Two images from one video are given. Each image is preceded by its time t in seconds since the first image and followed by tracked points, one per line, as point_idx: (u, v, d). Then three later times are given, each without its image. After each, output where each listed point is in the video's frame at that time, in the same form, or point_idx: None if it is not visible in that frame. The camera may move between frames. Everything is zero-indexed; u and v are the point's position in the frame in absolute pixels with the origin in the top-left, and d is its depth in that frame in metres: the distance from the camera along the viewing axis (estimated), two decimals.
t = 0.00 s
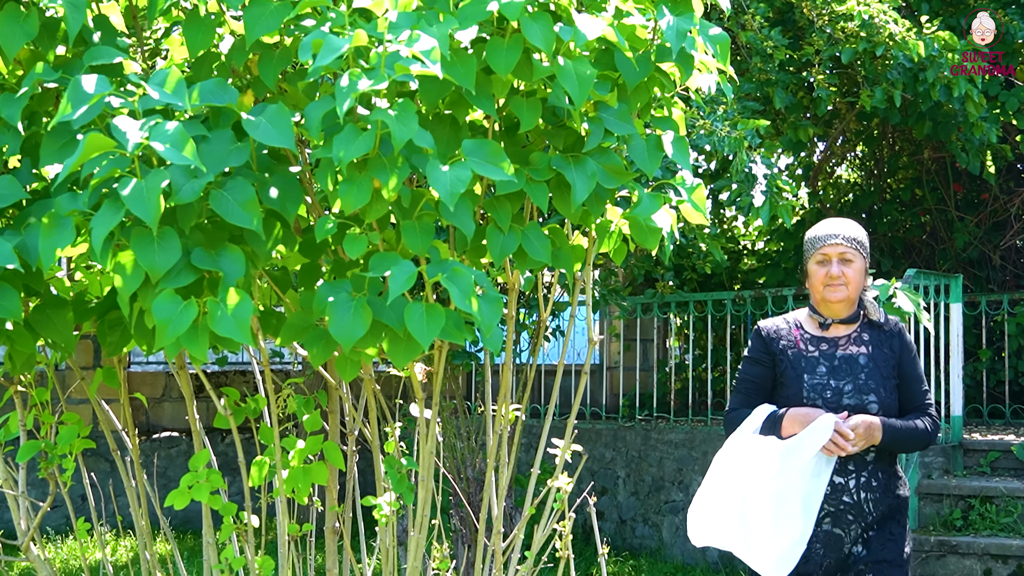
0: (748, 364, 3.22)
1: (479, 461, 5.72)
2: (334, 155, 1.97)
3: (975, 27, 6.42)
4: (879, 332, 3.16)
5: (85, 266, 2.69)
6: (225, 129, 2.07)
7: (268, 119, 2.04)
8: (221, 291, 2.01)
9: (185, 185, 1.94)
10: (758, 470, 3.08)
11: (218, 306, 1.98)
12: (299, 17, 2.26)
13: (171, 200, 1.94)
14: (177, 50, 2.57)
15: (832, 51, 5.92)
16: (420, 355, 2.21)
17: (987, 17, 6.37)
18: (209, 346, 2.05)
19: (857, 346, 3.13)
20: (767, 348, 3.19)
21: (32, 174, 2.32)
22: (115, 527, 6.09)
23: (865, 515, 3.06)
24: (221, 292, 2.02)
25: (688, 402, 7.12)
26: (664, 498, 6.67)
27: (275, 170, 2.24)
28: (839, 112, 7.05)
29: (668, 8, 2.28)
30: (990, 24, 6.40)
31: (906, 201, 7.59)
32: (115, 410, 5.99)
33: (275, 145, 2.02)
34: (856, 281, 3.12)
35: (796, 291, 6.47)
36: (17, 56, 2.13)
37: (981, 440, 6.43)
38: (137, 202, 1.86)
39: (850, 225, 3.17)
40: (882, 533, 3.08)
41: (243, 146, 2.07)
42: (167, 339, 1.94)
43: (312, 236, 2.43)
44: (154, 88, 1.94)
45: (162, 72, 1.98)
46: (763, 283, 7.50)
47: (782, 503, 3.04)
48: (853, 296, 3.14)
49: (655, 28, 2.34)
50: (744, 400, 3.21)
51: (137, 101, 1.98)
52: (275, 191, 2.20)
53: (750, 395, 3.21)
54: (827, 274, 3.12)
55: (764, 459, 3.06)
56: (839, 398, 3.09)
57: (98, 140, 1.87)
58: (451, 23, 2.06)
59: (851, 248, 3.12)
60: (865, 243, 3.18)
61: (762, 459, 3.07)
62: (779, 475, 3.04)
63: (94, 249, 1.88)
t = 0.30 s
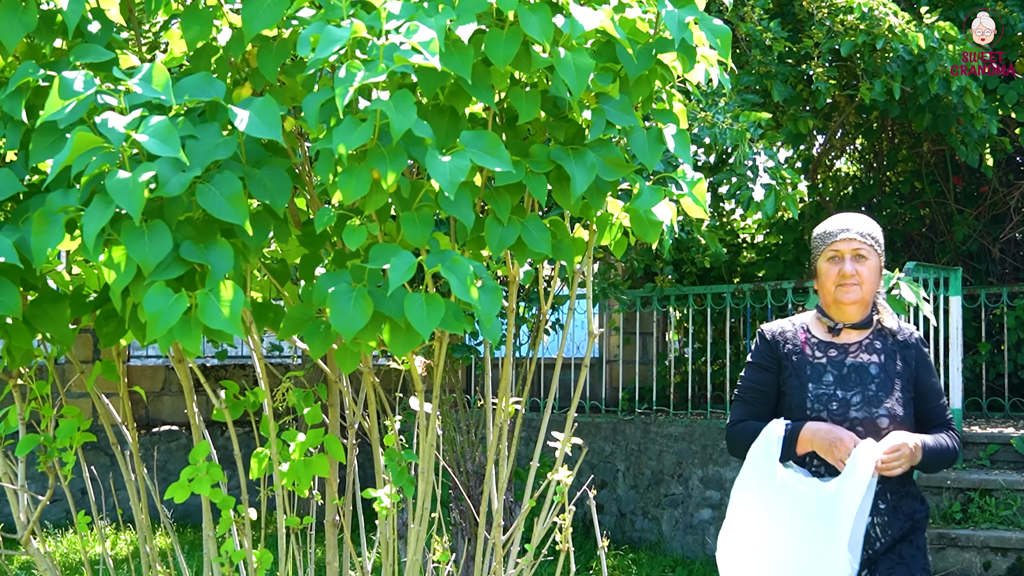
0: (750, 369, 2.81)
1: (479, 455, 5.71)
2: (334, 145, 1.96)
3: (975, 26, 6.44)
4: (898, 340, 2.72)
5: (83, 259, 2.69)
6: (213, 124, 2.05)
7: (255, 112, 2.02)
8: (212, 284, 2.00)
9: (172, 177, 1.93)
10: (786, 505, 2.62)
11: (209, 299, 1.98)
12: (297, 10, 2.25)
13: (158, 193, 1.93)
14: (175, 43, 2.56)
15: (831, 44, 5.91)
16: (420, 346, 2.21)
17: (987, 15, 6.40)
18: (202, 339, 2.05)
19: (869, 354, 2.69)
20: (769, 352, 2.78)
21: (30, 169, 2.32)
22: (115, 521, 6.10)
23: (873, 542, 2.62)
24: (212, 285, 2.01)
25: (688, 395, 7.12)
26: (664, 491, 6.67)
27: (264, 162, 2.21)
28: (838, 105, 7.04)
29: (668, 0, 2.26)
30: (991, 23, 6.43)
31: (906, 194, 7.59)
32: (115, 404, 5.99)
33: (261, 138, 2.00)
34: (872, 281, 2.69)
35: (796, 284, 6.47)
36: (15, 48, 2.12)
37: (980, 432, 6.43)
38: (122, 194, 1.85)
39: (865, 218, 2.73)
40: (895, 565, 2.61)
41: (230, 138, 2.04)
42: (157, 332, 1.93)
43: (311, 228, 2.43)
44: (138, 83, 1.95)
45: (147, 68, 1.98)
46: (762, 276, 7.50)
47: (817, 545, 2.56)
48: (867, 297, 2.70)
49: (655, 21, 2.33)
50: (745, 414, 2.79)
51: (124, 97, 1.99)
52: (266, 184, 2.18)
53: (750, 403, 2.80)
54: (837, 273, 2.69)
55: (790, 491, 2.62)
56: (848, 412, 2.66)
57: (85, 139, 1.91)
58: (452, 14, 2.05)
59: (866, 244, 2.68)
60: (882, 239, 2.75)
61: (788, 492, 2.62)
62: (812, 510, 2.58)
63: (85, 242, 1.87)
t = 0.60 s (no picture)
0: (757, 338, 2.73)
1: (478, 451, 5.71)
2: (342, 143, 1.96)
3: (975, 26, 6.42)
4: (922, 308, 2.55)
5: (82, 254, 2.68)
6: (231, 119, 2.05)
7: (272, 107, 2.02)
8: (227, 279, 2.01)
9: (190, 170, 1.93)
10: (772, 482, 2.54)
11: (224, 294, 1.97)
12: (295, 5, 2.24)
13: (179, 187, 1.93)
14: (173, 38, 2.55)
15: (830, 41, 5.90)
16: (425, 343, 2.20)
17: (987, 15, 6.37)
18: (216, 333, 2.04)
19: (887, 321, 2.54)
20: (778, 319, 2.68)
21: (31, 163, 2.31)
22: (114, 516, 6.10)
23: (888, 527, 2.49)
24: (227, 279, 2.01)
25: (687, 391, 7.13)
26: (663, 488, 6.67)
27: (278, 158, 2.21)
28: (838, 101, 7.03)
29: None
30: (991, 23, 6.41)
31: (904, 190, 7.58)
32: (113, 399, 5.98)
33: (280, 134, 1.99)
34: (893, 244, 2.52)
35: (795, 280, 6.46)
36: (14, 42, 2.11)
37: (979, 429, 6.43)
38: (144, 188, 1.83)
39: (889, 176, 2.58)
40: (912, 554, 2.48)
41: (248, 133, 2.05)
42: (173, 326, 1.92)
43: (313, 224, 2.43)
44: (158, 75, 1.93)
45: (167, 60, 1.97)
46: (761, 272, 7.50)
47: (802, 520, 2.47)
48: (887, 260, 2.53)
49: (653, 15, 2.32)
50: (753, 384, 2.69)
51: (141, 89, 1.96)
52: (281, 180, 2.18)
53: (754, 374, 2.72)
54: (854, 234, 2.53)
55: (779, 467, 2.53)
56: (859, 382, 2.52)
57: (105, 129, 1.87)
58: (451, 10, 2.05)
59: (887, 203, 2.53)
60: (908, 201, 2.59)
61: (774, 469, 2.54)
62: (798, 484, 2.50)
63: (103, 235, 1.85)
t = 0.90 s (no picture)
0: (739, 364, 2.54)
1: (477, 448, 5.71)
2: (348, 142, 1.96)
3: (975, 26, 6.36)
4: (921, 317, 2.40)
5: (84, 250, 2.67)
6: (245, 115, 2.06)
7: (288, 105, 2.03)
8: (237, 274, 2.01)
9: (203, 166, 1.93)
10: (740, 516, 2.34)
11: (232, 291, 1.97)
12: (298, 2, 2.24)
13: (190, 182, 1.93)
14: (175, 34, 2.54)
15: (831, 40, 5.91)
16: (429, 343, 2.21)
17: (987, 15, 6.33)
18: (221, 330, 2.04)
19: (889, 332, 2.37)
20: (761, 340, 2.50)
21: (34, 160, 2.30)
22: (113, 513, 6.11)
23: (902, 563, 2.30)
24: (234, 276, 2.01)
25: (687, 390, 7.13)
26: (662, 486, 6.69)
27: (289, 155, 2.22)
28: (839, 101, 7.03)
29: None
30: (991, 24, 6.36)
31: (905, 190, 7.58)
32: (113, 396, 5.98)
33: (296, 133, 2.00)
34: (888, 249, 2.35)
35: (794, 280, 6.46)
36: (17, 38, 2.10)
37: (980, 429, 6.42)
38: (153, 184, 1.84)
39: (883, 175, 2.41)
40: None
41: (263, 130, 2.04)
42: (179, 322, 1.92)
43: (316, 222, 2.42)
44: (177, 70, 1.94)
45: (184, 56, 1.98)
46: (761, 272, 7.50)
47: (774, 550, 2.28)
48: (883, 266, 2.36)
49: (654, 15, 2.32)
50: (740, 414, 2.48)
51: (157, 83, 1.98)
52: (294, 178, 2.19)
53: (736, 404, 2.54)
54: (845, 239, 2.36)
55: (750, 496, 2.34)
56: (864, 401, 2.33)
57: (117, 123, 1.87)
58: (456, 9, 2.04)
59: (880, 204, 2.36)
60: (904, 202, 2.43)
61: (744, 502, 2.35)
62: (770, 518, 2.31)
63: (111, 230, 1.85)
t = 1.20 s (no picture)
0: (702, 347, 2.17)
1: (477, 453, 5.71)
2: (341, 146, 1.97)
3: (975, 26, 6.40)
4: (909, 293, 2.02)
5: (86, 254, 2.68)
6: (235, 120, 2.07)
7: (276, 110, 2.02)
8: (230, 280, 2.01)
9: (194, 173, 1.94)
10: (720, 523, 2.01)
11: (224, 296, 1.98)
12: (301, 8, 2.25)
13: (180, 189, 1.94)
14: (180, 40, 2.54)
15: (832, 45, 5.92)
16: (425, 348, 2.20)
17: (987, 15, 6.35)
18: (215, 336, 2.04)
19: (868, 312, 2.01)
20: (729, 321, 2.13)
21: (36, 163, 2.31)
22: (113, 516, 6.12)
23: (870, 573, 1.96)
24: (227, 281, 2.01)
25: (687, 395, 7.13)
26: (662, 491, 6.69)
27: (283, 161, 2.22)
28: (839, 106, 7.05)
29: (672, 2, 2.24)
30: (991, 23, 6.38)
31: (906, 195, 7.59)
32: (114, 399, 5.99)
33: (282, 136, 2.00)
34: (861, 219, 2.00)
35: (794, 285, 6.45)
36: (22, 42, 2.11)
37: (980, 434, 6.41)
38: (142, 190, 1.84)
39: (855, 129, 2.04)
40: None
41: (252, 135, 2.06)
42: (172, 328, 1.92)
43: (314, 227, 2.42)
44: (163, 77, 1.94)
45: (172, 62, 1.98)
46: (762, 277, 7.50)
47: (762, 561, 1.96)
48: (855, 240, 2.00)
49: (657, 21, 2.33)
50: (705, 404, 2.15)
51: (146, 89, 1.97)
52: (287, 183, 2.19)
53: (707, 392, 2.15)
54: (809, 212, 2.01)
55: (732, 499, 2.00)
56: (834, 393, 1.98)
57: (108, 132, 1.87)
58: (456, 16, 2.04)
59: (849, 168, 2.00)
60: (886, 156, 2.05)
61: (723, 505, 2.01)
62: (754, 524, 1.97)
63: (103, 238, 1.86)
